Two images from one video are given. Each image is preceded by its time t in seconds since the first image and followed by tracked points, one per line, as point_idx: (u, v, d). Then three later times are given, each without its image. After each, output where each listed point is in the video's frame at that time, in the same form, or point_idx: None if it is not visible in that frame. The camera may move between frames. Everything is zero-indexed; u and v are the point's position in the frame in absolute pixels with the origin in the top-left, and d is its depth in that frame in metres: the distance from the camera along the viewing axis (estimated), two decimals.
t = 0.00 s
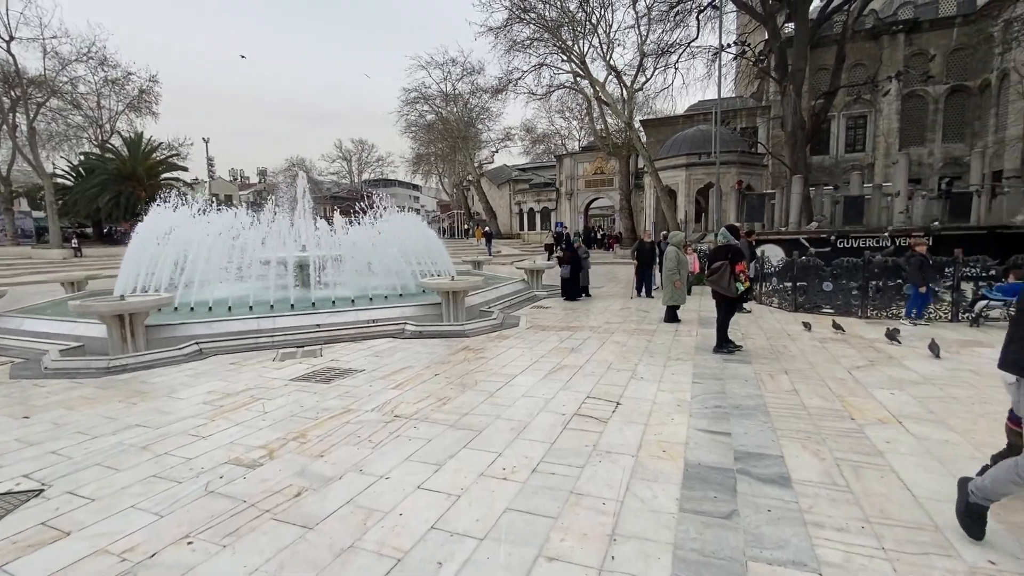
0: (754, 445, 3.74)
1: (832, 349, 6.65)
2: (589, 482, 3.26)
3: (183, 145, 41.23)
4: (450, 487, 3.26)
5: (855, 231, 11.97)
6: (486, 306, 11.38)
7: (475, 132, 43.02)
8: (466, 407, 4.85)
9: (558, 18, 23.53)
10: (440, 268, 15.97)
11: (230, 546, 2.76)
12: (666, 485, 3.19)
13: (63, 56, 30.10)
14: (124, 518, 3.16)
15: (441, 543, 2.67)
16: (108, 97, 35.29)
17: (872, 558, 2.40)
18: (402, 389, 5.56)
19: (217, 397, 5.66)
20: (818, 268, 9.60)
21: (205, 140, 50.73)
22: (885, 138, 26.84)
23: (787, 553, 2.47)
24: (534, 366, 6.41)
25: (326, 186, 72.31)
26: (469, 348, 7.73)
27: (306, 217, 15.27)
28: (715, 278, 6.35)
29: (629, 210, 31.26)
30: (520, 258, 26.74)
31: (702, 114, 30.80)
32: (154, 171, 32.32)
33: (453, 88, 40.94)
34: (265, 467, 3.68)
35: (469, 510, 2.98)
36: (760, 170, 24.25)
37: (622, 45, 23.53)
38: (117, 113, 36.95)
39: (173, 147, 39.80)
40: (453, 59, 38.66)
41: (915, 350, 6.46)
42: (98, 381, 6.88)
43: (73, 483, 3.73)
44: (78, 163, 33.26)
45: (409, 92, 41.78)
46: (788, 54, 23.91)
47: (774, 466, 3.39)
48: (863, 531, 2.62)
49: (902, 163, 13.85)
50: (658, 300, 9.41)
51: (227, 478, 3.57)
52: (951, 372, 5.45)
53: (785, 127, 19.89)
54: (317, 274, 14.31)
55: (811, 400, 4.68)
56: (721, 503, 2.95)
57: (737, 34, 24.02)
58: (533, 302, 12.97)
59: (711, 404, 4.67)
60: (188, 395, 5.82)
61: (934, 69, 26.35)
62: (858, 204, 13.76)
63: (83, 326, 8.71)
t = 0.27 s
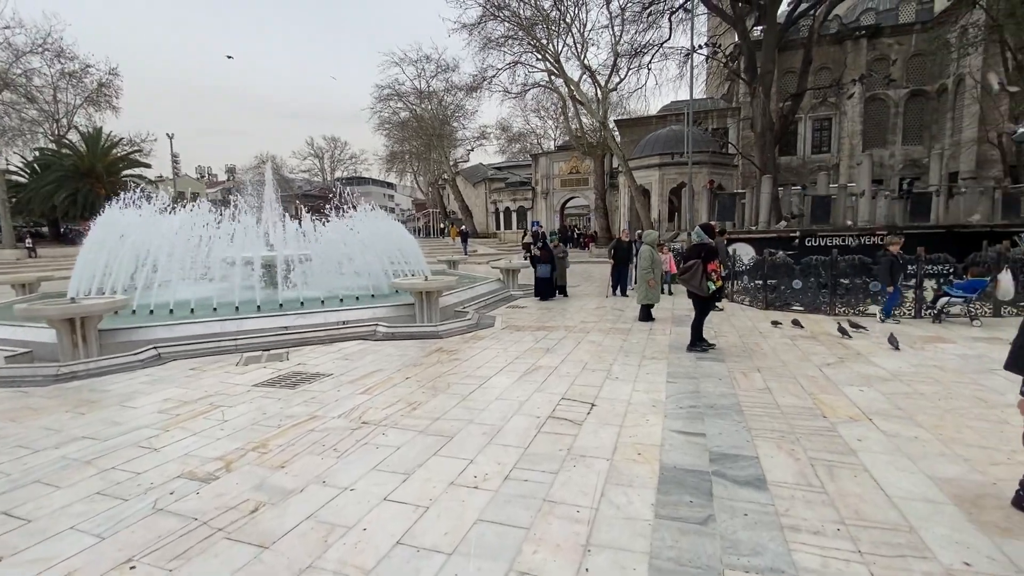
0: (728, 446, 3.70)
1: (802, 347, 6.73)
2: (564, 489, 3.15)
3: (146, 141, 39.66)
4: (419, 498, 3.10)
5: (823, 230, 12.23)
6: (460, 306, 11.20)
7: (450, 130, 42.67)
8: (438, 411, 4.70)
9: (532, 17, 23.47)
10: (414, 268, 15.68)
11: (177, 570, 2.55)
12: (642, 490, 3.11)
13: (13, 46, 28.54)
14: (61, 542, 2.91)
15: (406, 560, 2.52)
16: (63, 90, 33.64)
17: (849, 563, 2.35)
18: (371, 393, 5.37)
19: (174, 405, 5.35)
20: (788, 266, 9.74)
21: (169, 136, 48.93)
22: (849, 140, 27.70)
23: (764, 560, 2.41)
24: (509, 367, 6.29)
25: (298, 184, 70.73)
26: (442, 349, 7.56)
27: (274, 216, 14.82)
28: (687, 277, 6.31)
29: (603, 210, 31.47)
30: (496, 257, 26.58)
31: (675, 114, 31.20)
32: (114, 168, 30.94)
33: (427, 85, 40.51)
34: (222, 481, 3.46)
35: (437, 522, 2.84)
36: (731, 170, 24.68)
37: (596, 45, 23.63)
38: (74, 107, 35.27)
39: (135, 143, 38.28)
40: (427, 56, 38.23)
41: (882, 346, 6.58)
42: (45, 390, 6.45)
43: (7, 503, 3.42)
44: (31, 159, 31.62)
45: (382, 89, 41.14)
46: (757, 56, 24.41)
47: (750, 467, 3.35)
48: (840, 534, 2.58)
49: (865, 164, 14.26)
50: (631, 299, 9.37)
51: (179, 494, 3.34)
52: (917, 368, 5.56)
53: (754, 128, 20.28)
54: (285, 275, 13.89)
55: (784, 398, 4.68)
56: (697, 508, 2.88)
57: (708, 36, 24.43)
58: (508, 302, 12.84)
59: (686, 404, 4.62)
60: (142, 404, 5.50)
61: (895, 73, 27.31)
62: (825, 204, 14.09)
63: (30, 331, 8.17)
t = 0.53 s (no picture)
0: (698, 445, 3.65)
1: (771, 343, 6.80)
2: (531, 495, 3.04)
3: (104, 135, 37.92)
4: (379, 507, 2.95)
5: (789, 229, 12.48)
6: (432, 306, 11.00)
7: (425, 127, 42.18)
8: (404, 414, 4.53)
9: (506, 14, 23.32)
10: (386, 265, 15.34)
11: None
12: (611, 493, 3.02)
13: None
14: None
15: None
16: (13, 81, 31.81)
17: (818, 564, 2.31)
18: (336, 397, 5.16)
19: (122, 413, 5.03)
20: (756, 264, 9.87)
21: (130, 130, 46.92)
22: (814, 141, 28.55)
23: (733, 564, 2.35)
24: (479, 367, 6.16)
25: (268, 181, 68.92)
26: (412, 350, 7.38)
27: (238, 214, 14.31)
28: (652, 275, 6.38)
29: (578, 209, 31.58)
30: (471, 256, 26.39)
31: (648, 114, 31.54)
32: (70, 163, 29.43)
33: (400, 81, 39.95)
34: (168, 495, 3.24)
35: (396, 533, 2.69)
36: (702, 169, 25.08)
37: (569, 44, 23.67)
38: (26, 99, 33.41)
39: (93, 137, 36.58)
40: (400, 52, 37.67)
41: (847, 342, 6.71)
42: None
43: None
44: None
45: (354, 85, 40.36)
46: (727, 58, 24.85)
47: (719, 467, 3.31)
48: (808, 534, 2.55)
49: (830, 164, 14.63)
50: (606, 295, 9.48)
51: (119, 511, 3.10)
52: (880, 363, 5.67)
53: (724, 128, 20.62)
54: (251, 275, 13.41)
55: (753, 395, 4.69)
56: (666, 511, 2.81)
57: (679, 37, 24.73)
58: (482, 301, 12.69)
59: (657, 403, 4.57)
60: (87, 412, 5.15)
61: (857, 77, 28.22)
62: (792, 203, 14.41)
63: None
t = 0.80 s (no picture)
0: (666, 447, 3.61)
1: (740, 342, 6.85)
2: (494, 504, 2.94)
3: (58, 129, 36.11)
4: (334, 523, 2.80)
5: (758, 228, 12.69)
6: (404, 306, 10.79)
7: (398, 124, 41.59)
8: (368, 421, 4.37)
9: (480, 11, 23.12)
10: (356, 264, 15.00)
11: None
12: (577, 501, 2.94)
13: None
14: None
15: None
16: None
17: (783, 570, 2.28)
18: (297, 404, 4.95)
19: (64, 424, 4.72)
20: (726, 263, 9.98)
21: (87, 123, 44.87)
22: (782, 142, 29.26)
23: (698, 573, 2.29)
24: (448, 369, 6.03)
25: (236, 177, 66.99)
26: (380, 352, 7.18)
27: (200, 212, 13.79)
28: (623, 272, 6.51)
29: (553, 208, 31.61)
30: (446, 254, 26.16)
31: (621, 114, 31.78)
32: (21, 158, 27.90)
33: (373, 77, 39.28)
34: (106, 514, 3.02)
35: (351, 550, 2.55)
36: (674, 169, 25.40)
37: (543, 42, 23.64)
38: None
39: (46, 131, 34.80)
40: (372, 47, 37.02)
41: (812, 340, 6.82)
42: None
43: None
44: None
45: (325, 80, 39.51)
46: (698, 59, 25.20)
47: (686, 470, 3.27)
48: (773, 539, 2.51)
49: (797, 165, 14.95)
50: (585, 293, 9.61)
51: (48, 533, 2.87)
52: (844, 360, 5.77)
53: (695, 128, 20.90)
54: (213, 274, 12.92)
55: (722, 394, 4.69)
56: (632, 518, 2.75)
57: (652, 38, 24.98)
58: (455, 301, 12.52)
59: (627, 404, 4.53)
60: (25, 423, 4.82)
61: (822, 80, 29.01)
62: (760, 203, 14.68)
63: None
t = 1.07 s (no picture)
0: (638, 450, 3.55)
1: (713, 340, 6.87)
2: (461, 514, 2.82)
3: (12, 121, 34.38)
4: (290, 539, 2.65)
5: (731, 227, 12.86)
6: (376, 306, 10.54)
7: (373, 120, 40.95)
8: (332, 427, 4.20)
9: (455, 7, 22.87)
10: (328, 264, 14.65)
11: None
12: (546, 508, 2.84)
13: None
14: None
15: None
16: None
17: None
18: (259, 409, 4.74)
19: (3, 434, 4.42)
20: (700, 262, 10.05)
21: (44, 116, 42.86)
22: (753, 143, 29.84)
23: None
24: (419, 371, 5.87)
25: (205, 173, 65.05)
26: (350, 354, 6.96)
27: (160, 209, 13.23)
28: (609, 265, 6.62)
29: (531, 206, 31.58)
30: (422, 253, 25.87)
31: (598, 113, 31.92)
32: None
33: (347, 72, 38.55)
34: (39, 535, 2.79)
35: (306, 568, 2.41)
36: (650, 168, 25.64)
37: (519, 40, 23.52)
38: None
39: None
40: (346, 42, 36.32)
41: (783, 337, 6.89)
42: None
43: None
44: None
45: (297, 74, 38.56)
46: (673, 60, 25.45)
47: (658, 473, 3.20)
48: (744, 543, 2.47)
49: (767, 165, 15.20)
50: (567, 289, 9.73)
51: None
52: (813, 358, 5.82)
53: (670, 128, 21.10)
54: (176, 274, 12.40)
55: (694, 394, 4.66)
56: (602, 525, 2.66)
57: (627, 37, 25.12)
58: (430, 301, 12.32)
59: (599, 405, 4.46)
60: None
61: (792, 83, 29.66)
62: (733, 202, 14.90)
63: None
